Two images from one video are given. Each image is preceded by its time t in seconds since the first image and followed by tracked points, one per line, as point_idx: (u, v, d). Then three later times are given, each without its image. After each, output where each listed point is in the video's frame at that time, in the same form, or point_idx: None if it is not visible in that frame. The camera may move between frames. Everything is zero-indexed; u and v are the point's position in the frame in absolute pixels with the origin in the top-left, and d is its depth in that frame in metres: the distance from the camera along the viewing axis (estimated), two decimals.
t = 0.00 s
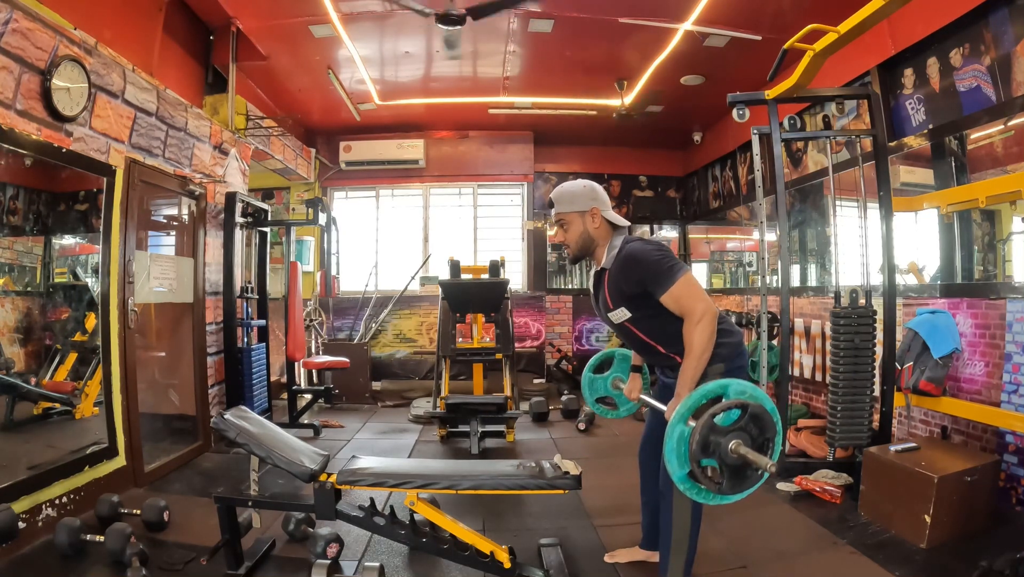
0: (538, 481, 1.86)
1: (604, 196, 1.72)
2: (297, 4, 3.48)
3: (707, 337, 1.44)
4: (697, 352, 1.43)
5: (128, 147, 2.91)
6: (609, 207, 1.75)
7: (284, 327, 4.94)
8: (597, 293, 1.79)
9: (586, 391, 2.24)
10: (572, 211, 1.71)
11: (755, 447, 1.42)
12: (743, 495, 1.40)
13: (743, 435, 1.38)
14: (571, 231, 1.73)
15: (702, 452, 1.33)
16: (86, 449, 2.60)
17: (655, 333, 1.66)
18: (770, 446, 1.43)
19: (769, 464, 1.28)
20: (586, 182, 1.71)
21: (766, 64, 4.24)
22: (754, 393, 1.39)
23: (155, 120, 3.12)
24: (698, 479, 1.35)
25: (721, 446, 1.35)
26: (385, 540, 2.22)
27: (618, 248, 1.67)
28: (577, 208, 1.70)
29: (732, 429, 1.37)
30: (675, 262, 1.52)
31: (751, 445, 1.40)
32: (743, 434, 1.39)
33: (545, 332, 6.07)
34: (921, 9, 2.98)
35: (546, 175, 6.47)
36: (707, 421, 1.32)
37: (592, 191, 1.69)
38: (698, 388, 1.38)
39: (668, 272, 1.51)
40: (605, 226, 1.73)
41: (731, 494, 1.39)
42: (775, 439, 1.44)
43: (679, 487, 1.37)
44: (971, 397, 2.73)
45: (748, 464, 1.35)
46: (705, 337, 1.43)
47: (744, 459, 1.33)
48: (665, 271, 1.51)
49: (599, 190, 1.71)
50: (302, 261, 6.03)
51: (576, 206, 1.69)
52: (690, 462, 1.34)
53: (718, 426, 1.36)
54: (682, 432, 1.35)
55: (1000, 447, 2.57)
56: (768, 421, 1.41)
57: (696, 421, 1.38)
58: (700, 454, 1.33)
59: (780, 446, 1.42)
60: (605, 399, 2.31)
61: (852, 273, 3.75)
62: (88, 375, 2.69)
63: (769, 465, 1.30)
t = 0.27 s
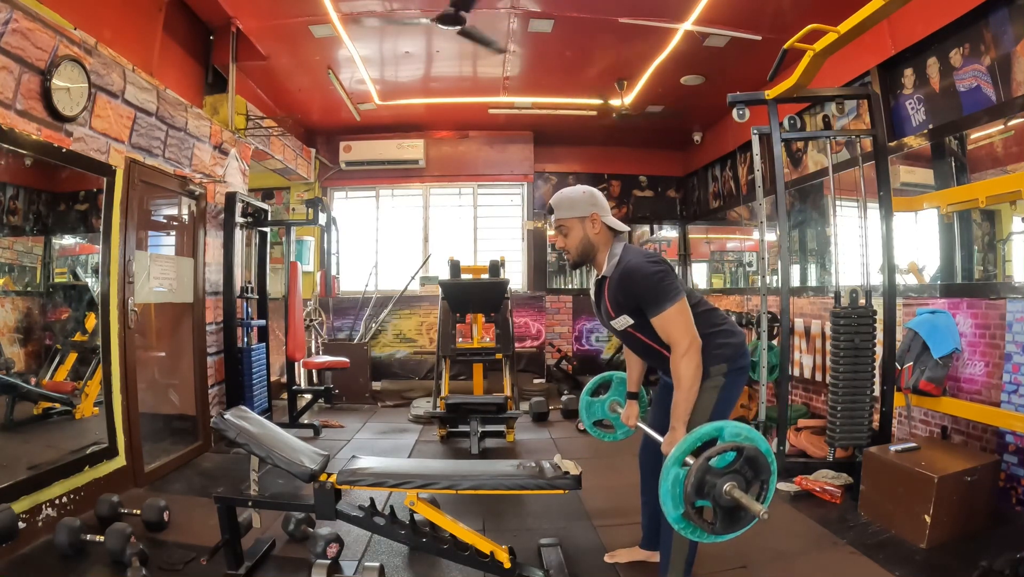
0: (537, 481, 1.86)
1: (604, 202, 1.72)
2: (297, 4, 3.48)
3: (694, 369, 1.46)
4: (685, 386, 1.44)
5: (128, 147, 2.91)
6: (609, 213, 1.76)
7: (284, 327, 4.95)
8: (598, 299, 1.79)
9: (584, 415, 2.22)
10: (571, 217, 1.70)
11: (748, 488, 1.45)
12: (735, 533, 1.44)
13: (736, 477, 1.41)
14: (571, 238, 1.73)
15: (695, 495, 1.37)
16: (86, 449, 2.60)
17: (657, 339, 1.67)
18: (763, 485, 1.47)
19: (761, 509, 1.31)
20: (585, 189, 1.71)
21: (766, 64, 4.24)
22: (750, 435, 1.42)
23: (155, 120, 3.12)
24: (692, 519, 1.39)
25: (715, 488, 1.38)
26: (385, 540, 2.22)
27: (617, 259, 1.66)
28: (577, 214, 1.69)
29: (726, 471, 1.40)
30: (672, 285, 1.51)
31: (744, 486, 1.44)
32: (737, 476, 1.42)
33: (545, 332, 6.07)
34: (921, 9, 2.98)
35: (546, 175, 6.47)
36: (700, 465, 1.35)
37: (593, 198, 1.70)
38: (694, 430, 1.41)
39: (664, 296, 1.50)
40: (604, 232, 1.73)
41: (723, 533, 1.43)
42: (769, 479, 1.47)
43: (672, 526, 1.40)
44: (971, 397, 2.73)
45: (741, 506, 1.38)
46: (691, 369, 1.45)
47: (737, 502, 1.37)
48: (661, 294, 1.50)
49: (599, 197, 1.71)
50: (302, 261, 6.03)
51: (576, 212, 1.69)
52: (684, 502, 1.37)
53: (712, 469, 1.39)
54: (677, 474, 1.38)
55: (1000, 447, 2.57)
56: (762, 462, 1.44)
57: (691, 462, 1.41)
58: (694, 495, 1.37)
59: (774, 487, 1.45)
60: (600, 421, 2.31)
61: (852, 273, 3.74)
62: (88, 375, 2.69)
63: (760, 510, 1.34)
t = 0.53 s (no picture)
0: (537, 481, 1.86)
1: (607, 206, 1.72)
2: (297, 4, 3.48)
3: (678, 392, 1.51)
4: (671, 409, 1.50)
5: (128, 147, 2.91)
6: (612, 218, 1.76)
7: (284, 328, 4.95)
8: (602, 304, 1.78)
9: (581, 429, 2.23)
10: (574, 220, 1.70)
11: (740, 516, 1.46)
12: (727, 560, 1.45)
13: (729, 506, 1.42)
14: (573, 242, 1.73)
15: (687, 524, 1.38)
16: (86, 449, 2.60)
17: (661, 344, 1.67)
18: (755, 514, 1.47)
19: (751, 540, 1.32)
20: (588, 193, 1.71)
21: (766, 64, 4.24)
22: (741, 464, 1.43)
23: (155, 120, 3.12)
24: (683, 547, 1.40)
25: (707, 517, 1.39)
26: (385, 540, 2.22)
27: (618, 266, 1.66)
28: (580, 218, 1.69)
29: (718, 500, 1.41)
30: (666, 303, 1.51)
31: (737, 515, 1.44)
32: (728, 505, 1.43)
33: (545, 332, 6.07)
34: (921, 9, 2.98)
35: (546, 175, 6.47)
36: (693, 494, 1.36)
37: (596, 202, 1.70)
38: (686, 459, 1.42)
39: (655, 316, 1.51)
40: (607, 236, 1.74)
41: (715, 561, 1.44)
42: (760, 507, 1.48)
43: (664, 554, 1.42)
44: (971, 397, 2.73)
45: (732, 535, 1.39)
46: (675, 394, 1.50)
47: (728, 531, 1.38)
48: (650, 315, 1.52)
49: (602, 201, 1.71)
50: (302, 261, 6.03)
51: (578, 215, 1.69)
52: (676, 531, 1.39)
53: (704, 497, 1.40)
54: (669, 503, 1.39)
55: (1000, 447, 2.57)
56: (754, 491, 1.45)
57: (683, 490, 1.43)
58: (685, 524, 1.38)
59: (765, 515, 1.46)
60: (597, 434, 2.31)
61: (852, 273, 3.74)
62: (88, 375, 2.69)
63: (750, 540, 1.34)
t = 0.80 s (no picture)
0: (537, 481, 1.86)
1: (611, 213, 1.73)
2: (297, 4, 3.48)
3: (666, 404, 1.55)
4: (658, 421, 1.54)
5: (128, 147, 2.91)
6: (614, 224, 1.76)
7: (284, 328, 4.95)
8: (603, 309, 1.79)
9: (578, 438, 2.23)
10: (577, 223, 1.70)
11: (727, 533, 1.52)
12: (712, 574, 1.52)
13: (715, 524, 1.48)
14: (575, 246, 1.73)
15: (673, 540, 1.46)
16: (85, 449, 2.60)
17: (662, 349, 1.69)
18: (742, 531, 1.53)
19: (734, 560, 1.37)
20: (593, 197, 1.71)
21: (766, 64, 4.24)
22: (728, 483, 1.50)
23: (155, 120, 3.12)
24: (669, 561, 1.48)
25: (694, 534, 1.46)
26: (385, 540, 2.22)
27: (617, 273, 1.66)
28: (582, 222, 1.69)
29: (704, 518, 1.47)
30: (657, 316, 1.52)
31: (724, 532, 1.50)
32: (715, 522, 1.49)
33: (545, 332, 6.07)
34: (921, 10, 2.98)
35: (546, 175, 6.47)
36: (679, 512, 1.43)
37: (600, 207, 1.70)
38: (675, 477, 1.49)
39: (645, 329, 1.53)
40: (608, 241, 1.74)
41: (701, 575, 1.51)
42: (747, 524, 1.54)
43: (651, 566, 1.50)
44: (971, 397, 2.73)
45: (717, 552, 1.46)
46: (662, 406, 1.54)
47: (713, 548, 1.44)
48: (641, 327, 1.54)
49: (606, 207, 1.72)
50: (302, 261, 6.03)
51: (581, 219, 1.69)
52: (662, 546, 1.47)
53: (691, 515, 1.47)
54: (656, 519, 1.47)
55: (1000, 447, 2.57)
56: (741, 510, 1.51)
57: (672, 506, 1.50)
58: (671, 541, 1.45)
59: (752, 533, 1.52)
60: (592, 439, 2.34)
61: (852, 273, 3.74)
62: (88, 375, 2.69)
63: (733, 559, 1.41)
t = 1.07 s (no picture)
0: (537, 481, 1.86)
1: (613, 211, 1.73)
2: (297, 4, 3.48)
3: (667, 400, 1.54)
4: (660, 417, 1.54)
5: (128, 147, 2.91)
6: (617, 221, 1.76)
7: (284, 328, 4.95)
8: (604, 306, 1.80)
9: (576, 433, 2.26)
10: (580, 220, 1.69)
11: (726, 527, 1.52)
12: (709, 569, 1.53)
13: (714, 517, 1.49)
14: (577, 242, 1.72)
15: (671, 532, 1.46)
16: (85, 449, 2.60)
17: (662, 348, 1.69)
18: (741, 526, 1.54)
19: (731, 553, 1.39)
20: (597, 194, 1.71)
21: (766, 64, 4.24)
22: (728, 477, 1.50)
23: (155, 120, 3.12)
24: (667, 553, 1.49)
25: (692, 527, 1.47)
26: (385, 540, 2.22)
27: (620, 270, 1.67)
28: (586, 218, 1.69)
29: (703, 511, 1.48)
30: (659, 312, 1.52)
31: (722, 526, 1.51)
32: (714, 516, 1.50)
33: (545, 332, 6.07)
34: (921, 10, 2.98)
35: (546, 175, 6.47)
36: (678, 504, 1.44)
37: (603, 204, 1.70)
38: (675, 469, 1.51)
39: (649, 324, 1.52)
40: (610, 239, 1.74)
41: (698, 569, 1.52)
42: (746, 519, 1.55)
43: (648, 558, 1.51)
44: (971, 397, 2.73)
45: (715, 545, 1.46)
46: (664, 401, 1.53)
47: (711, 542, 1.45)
48: (645, 322, 1.53)
49: (610, 205, 1.72)
50: (302, 261, 6.03)
51: (585, 216, 1.68)
52: (660, 538, 1.48)
53: (690, 507, 1.48)
54: (655, 511, 1.48)
55: (1000, 447, 2.57)
56: (740, 504, 1.52)
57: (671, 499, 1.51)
58: (670, 533, 1.46)
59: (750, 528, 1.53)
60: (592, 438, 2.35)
61: (852, 273, 3.74)
62: (88, 375, 2.69)
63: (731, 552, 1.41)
